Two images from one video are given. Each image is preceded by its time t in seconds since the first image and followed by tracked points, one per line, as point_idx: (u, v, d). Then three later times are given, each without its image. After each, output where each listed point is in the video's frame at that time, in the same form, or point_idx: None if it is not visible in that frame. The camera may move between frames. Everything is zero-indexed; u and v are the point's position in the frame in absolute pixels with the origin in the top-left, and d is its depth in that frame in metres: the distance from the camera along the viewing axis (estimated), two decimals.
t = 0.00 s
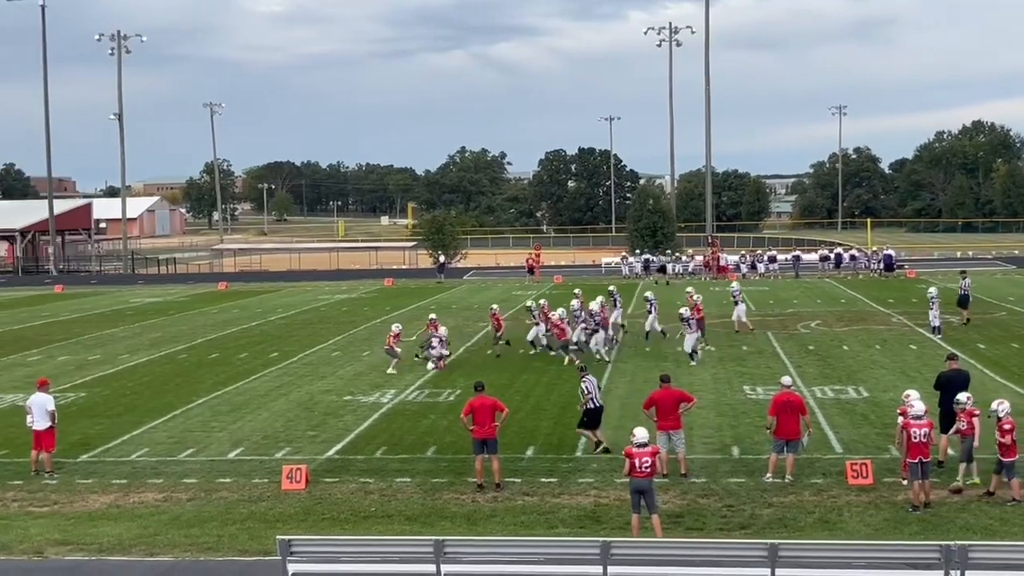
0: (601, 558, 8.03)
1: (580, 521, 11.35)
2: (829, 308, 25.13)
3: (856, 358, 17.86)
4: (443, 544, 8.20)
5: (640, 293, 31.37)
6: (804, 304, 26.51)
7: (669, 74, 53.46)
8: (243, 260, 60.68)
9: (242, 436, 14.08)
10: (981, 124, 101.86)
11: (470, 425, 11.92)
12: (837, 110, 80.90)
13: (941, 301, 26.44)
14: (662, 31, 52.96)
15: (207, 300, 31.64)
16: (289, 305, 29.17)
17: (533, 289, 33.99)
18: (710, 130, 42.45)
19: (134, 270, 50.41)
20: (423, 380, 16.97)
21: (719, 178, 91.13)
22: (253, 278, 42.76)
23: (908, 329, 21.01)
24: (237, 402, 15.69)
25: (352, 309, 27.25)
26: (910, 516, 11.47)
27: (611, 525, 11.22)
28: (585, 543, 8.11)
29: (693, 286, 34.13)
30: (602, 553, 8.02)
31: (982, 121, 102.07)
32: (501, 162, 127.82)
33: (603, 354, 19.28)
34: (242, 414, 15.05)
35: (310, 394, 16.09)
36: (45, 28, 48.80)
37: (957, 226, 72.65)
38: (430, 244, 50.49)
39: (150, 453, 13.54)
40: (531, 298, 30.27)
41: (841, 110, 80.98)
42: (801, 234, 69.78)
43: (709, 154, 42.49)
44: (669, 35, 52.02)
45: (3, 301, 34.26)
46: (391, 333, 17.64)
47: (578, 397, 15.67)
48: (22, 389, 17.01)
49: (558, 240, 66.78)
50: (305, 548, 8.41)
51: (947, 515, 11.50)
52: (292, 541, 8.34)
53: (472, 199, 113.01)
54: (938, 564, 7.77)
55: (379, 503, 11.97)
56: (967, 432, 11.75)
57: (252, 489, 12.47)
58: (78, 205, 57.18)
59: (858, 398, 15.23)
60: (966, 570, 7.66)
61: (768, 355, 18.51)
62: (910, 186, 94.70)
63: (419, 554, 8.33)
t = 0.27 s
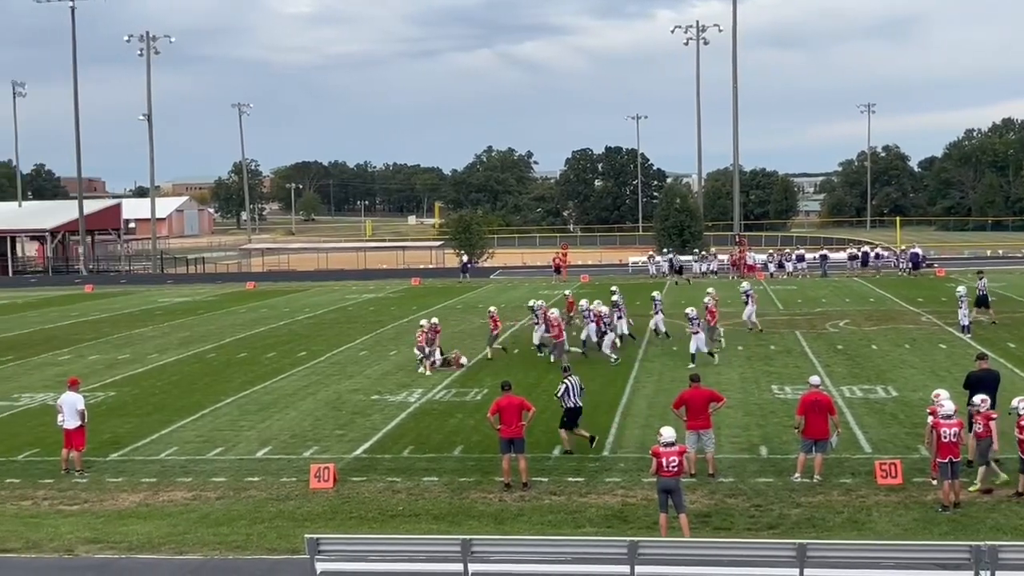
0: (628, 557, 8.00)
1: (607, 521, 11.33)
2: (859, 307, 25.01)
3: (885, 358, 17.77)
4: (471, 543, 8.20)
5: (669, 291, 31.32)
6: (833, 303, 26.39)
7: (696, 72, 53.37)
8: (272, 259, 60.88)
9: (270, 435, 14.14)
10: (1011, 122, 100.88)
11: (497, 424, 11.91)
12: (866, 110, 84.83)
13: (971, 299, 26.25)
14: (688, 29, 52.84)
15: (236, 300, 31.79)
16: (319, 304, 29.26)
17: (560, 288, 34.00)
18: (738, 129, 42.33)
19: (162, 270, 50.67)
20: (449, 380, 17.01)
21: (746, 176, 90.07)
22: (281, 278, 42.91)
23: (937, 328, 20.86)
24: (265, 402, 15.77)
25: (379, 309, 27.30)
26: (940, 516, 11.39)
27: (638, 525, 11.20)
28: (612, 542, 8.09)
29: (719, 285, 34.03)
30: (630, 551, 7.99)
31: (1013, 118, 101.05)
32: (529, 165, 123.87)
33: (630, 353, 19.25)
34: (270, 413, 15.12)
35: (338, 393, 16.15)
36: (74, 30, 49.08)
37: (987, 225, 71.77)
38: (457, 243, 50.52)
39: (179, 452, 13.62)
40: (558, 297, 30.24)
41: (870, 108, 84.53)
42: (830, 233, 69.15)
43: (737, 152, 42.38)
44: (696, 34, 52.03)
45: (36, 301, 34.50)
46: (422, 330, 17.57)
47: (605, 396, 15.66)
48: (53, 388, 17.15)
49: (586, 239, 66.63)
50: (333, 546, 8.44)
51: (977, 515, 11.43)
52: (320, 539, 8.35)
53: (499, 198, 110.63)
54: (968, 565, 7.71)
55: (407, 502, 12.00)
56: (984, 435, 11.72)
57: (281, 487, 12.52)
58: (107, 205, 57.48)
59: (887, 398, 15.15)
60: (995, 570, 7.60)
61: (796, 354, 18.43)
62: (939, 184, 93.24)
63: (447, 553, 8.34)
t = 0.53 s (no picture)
0: (653, 557, 7.99)
1: (631, 520, 11.31)
2: (884, 306, 24.89)
3: (910, 357, 17.67)
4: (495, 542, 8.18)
5: (694, 291, 31.24)
6: (858, 302, 26.27)
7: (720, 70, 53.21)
8: (295, 258, 61.00)
9: (294, 434, 14.19)
10: None
11: (521, 423, 11.91)
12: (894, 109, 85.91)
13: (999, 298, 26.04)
14: (712, 26, 52.74)
15: (260, 300, 31.88)
16: (343, 303, 29.30)
17: (585, 287, 33.95)
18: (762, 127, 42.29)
19: (186, 270, 50.85)
20: (472, 379, 17.02)
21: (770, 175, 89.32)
22: (304, 277, 43.00)
23: (963, 327, 20.71)
24: (288, 401, 15.81)
25: (403, 308, 27.32)
26: (967, 516, 11.31)
27: (662, 525, 11.17)
28: (636, 542, 8.07)
29: (744, 284, 33.92)
30: (654, 551, 7.98)
31: None
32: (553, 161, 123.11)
33: (653, 352, 19.23)
34: (294, 412, 15.16)
35: (361, 392, 16.18)
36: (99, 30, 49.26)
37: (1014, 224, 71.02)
38: (480, 242, 50.65)
39: (203, 451, 13.67)
40: (583, 296, 30.18)
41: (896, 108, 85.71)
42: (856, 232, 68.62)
43: (761, 151, 42.26)
44: (720, 31, 51.85)
45: (62, 300, 34.66)
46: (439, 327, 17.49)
47: (628, 395, 15.64)
48: (78, 387, 17.25)
49: (609, 238, 66.53)
50: (358, 545, 8.44)
51: (1004, 515, 11.34)
52: (344, 538, 8.36)
53: (521, 198, 110.41)
54: (995, 564, 7.67)
55: (430, 501, 12.02)
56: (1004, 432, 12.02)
57: (305, 486, 12.56)
58: (132, 205, 57.70)
59: (913, 397, 15.07)
60: None
61: (820, 353, 18.35)
62: (966, 182, 89.63)
63: (471, 552, 8.31)
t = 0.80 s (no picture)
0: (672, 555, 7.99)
1: (650, 519, 11.30)
2: (905, 305, 24.78)
3: (930, 356, 17.63)
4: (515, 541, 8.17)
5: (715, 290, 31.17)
6: (879, 301, 26.17)
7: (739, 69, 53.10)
8: (315, 258, 61.12)
9: (314, 433, 14.23)
10: None
11: (541, 423, 11.92)
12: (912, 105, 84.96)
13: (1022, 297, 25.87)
14: (731, 25, 52.67)
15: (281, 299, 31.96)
16: (364, 303, 29.34)
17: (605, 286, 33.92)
18: (781, 125, 42.22)
19: (207, 270, 51.00)
20: (491, 378, 17.04)
21: (789, 173, 88.85)
22: (324, 277, 43.09)
23: (984, 326, 20.59)
24: (308, 400, 15.86)
25: (423, 307, 27.38)
26: (991, 516, 11.24)
27: (682, 524, 11.16)
28: (656, 541, 8.07)
29: (765, 283, 33.81)
30: (674, 550, 7.98)
31: None
32: (572, 159, 122.85)
33: (672, 352, 19.22)
34: (314, 411, 15.22)
35: (381, 391, 16.21)
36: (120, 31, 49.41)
37: None
38: (499, 241, 50.83)
39: (224, 450, 13.72)
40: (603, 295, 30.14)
41: (915, 104, 84.81)
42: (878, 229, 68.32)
43: (779, 149, 42.16)
44: (739, 30, 51.73)
45: (85, 300, 34.82)
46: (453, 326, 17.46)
47: (648, 395, 15.64)
48: (100, 386, 17.33)
49: (628, 237, 66.45)
50: (378, 543, 8.44)
51: None
52: (364, 536, 8.36)
53: (540, 197, 110.30)
54: (1017, 564, 7.64)
55: (450, 500, 12.03)
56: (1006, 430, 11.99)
57: (325, 485, 12.60)
58: (152, 205, 57.91)
59: (933, 396, 15.04)
60: None
61: (840, 352, 18.29)
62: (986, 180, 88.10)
63: (489, 551, 8.26)
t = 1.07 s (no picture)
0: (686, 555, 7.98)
1: (665, 519, 11.30)
2: (920, 304, 24.71)
3: (945, 355, 17.59)
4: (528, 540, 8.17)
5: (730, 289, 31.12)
6: (893, 300, 26.10)
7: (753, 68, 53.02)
8: (329, 258, 61.20)
9: (329, 433, 14.27)
10: None
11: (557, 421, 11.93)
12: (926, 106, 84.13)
13: None
14: (745, 24, 52.63)
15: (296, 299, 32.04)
16: (379, 302, 29.38)
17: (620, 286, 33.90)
18: (795, 124, 42.17)
19: (221, 270, 51.16)
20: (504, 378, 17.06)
21: (803, 172, 88.55)
22: (338, 277, 43.17)
23: (999, 325, 20.52)
24: (322, 400, 15.89)
25: (436, 307, 27.43)
26: (1005, 515, 11.21)
27: (696, 524, 11.16)
28: (670, 541, 8.07)
29: (779, 282, 33.74)
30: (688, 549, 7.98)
31: None
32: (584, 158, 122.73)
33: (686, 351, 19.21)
34: (328, 411, 15.25)
35: (394, 391, 16.24)
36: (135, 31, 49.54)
37: None
38: (512, 241, 50.88)
39: (238, 450, 13.75)
40: (617, 295, 30.11)
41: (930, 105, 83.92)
42: (893, 229, 68.06)
43: (793, 148, 42.13)
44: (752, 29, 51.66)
45: (102, 300, 34.95)
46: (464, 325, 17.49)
47: (661, 394, 15.64)
48: (115, 386, 17.40)
49: (641, 237, 66.39)
50: (391, 542, 8.45)
51: None
52: (378, 535, 8.37)
53: (553, 196, 110.19)
54: None
55: (464, 500, 12.04)
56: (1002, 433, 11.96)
57: (339, 485, 12.62)
58: (167, 205, 58.05)
59: (948, 395, 15.00)
60: None
61: (854, 352, 18.25)
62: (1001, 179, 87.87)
63: (503, 551, 8.25)
